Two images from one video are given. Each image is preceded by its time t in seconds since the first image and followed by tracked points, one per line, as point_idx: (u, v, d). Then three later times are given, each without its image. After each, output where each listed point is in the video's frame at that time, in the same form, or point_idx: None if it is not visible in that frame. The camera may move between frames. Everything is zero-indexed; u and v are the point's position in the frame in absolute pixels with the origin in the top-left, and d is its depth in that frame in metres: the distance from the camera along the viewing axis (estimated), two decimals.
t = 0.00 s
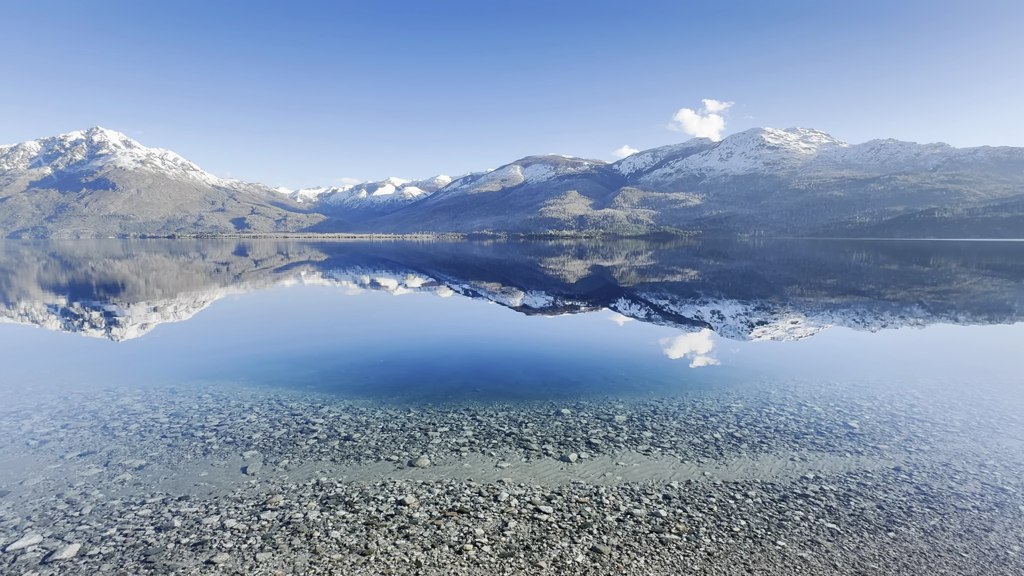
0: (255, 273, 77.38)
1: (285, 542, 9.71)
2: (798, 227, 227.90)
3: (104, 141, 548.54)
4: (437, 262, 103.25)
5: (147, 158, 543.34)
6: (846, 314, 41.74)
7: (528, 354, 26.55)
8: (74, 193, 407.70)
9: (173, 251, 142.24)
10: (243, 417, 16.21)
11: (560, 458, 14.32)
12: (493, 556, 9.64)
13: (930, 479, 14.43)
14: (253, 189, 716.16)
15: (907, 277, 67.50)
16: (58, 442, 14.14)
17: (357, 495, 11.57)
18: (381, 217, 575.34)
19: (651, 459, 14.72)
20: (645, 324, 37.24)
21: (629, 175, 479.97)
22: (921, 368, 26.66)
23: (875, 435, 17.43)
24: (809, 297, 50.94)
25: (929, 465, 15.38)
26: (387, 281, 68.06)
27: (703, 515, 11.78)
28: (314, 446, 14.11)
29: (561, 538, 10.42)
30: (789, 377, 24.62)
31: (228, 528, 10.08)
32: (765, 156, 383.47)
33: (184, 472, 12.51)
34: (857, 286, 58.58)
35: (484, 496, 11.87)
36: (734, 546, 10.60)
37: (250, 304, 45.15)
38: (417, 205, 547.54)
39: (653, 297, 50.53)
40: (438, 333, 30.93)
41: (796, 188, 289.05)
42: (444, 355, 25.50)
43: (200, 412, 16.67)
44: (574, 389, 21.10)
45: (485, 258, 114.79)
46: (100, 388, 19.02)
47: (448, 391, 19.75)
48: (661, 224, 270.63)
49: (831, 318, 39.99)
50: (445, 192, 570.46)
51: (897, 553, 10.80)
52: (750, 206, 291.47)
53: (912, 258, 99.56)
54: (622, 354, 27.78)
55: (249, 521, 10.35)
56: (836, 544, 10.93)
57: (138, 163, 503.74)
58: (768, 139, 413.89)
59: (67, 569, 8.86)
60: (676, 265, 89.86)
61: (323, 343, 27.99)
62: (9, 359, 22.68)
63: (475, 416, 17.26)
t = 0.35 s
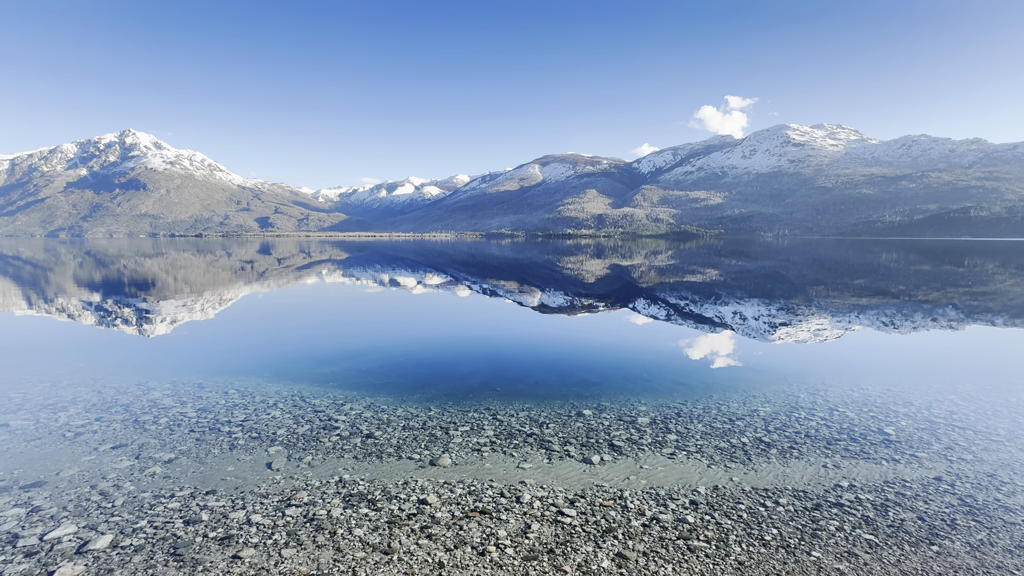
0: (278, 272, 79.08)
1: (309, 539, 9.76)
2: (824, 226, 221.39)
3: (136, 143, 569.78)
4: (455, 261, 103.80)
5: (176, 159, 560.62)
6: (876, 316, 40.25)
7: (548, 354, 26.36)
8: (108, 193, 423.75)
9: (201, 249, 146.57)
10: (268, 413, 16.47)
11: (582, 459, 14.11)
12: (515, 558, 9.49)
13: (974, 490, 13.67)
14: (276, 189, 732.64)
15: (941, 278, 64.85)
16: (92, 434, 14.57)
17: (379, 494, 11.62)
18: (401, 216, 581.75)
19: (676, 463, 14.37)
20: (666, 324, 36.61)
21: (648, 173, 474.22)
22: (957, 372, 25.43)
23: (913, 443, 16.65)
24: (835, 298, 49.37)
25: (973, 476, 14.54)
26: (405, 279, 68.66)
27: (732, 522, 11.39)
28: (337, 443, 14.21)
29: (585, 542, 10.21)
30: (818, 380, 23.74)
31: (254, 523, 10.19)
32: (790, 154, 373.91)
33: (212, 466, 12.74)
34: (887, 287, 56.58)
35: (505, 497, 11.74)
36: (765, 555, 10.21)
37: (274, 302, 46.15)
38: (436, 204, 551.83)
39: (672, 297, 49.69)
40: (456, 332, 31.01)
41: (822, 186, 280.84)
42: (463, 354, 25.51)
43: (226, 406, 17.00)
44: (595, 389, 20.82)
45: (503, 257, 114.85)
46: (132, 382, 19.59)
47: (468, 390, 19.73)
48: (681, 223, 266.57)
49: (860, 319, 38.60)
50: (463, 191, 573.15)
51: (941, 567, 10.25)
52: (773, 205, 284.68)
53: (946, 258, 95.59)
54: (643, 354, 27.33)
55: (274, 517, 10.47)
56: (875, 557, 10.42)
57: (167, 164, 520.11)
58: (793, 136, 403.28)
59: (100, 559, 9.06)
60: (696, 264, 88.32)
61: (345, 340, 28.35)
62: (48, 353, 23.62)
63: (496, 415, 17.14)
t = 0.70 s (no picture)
0: (300, 270, 80.70)
1: (327, 536, 9.85)
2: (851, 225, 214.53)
3: (166, 146, 589.18)
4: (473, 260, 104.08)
5: (203, 161, 577.66)
6: (907, 318, 38.74)
7: (565, 354, 26.14)
8: (139, 194, 439.62)
9: (227, 248, 150.72)
10: (288, 409, 16.73)
11: (601, 462, 13.91)
12: (532, 562, 9.36)
13: (1017, 503, 12.92)
14: (298, 189, 748.37)
15: (977, 279, 62.03)
16: (120, 427, 15.04)
17: (396, 492, 11.68)
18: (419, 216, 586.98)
19: (697, 467, 14.04)
20: (685, 325, 35.96)
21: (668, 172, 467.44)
22: (996, 378, 24.19)
23: (949, 451, 15.88)
24: (864, 299, 47.72)
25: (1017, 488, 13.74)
26: (424, 278, 69.18)
27: (757, 531, 11.02)
28: (355, 441, 14.36)
29: (604, 546, 10.02)
30: (846, 385, 22.89)
31: (274, 519, 10.35)
32: (815, 151, 363.50)
33: (234, 460, 13.00)
34: (918, 288, 54.44)
35: (523, 499, 11.65)
36: (791, 567, 9.83)
37: (296, 300, 47.04)
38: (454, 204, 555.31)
39: (692, 297, 48.81)
40: (473, 331, 31.04)
41: (849, 184, 272.10)
42: (480, 353, 25.51)
43: (249, 402, 17.34)
44: (613, 390, 20.54)
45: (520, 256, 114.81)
46: (159, 377, 20.22)
47: (485, 389, 19.68)
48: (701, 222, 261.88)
49: (889, 321, 37.20)
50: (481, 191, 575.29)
51: None
52: (798, 203, 277.13)
53: (983, 258, 91.40)
54: (662, 355, 26.85)
55: (293, 513, 10.61)
56: (910, 572, 9.93)
57: (195, 165, 535.69)
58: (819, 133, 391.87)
59: (126, 551, 9.30)
60: (717, 264, 86.69)
61: (363, 338, 28.67)
62: (81, 348, 24.58)
63: (513, 415, 17.08)
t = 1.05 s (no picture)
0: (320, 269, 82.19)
1: (347, 533, 9.97)
2: (880, 224, 207.48)
3: (194, 148, 607.78)
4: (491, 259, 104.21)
5: (229, 162, 593.76)
6: (938, 320, 37.23)
7: (583, 354, 25.95)
8: (169, 194, 454.65)
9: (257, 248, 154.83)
10: (309, 407, 17.05)
11: (619, 465, 13.73)
12: (549, 565, 9.28)
13: None
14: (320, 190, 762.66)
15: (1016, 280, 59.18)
16: (150, 422, 15.56)
17: (414, 491, 11.79)
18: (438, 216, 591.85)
19: (718, 472, 13.75)
20: (706, 326, 35.30)
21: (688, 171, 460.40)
22: None
23: (985, 462, 15.14)
24: (893, 301, 46.07)
25: None
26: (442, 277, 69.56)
27: (781, 540, 10.70)
28: (374, 439, 14.53)
29: (622, 551, 9.89)
30: (875, 390, 22.04)
31: (295, 515, 10.55)
32: (843, 148, 352.67)
33: (257, 456, 13.29)
34: (952, 290, 52.30)
35: (540, 501, 11.59)
36: None
37: (317, 298, 47.91)
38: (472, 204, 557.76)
39: (712, 298, 47.89)
40: (490, 331, 31.10)
41: (879, 182, 263.11)
42: (498, 352, 25.54)
43: (271, 399, 17.71)
44: (631, 392, 20.27)
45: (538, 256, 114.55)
46: (187, 373, 20.86)
47: (502, 389, 19.70)
48: (722, 222, 257.05)
49: (920, 324, 35.81)
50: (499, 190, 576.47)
51: None
52: (824, 202, 269.43)
53: None
54: (681, 357, 26.40)
55: (314, 509, 10.80)
56: None
57: (221, 166, 551.17)
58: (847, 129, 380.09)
59: (154, 542, 9.58)
60: (739, 264, 84.98)
61: (383, 337, 29.03)
62: (115, 344, 25.52)
63: (530, 416, 17.03)
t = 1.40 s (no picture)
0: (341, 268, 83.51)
1: (367, 528, 10.13)
2: (911, 224, 200.20)
3: (221, 150, 625.75)
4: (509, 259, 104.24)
5: (253, 163, 608.67)
6: (973, 324, 35.70)
7: (601, 355, 25.79)
8: (196, 195, 468.83)
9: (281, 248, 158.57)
10: (331, 403, 17.36)
11: (638, 467, 13.59)
12: (567, 566, 9.24)
13: None
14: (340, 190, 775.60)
15: None
16: (179, 416, 16.05)
17: (433, 489, 11.89)
18: (456, 216, 595.47)
19: (740, 477, 13.48)
20: (727, 328, 34.65)
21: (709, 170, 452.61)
22: None
23: None
24: (925, 303, 44.40)
25: None
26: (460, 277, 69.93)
27: (807, 548, 10.39)
28: (394, 437, 14.72)
29: (641, 554, 9.76)
30: (905, 396, 21.24)
31: (318, 509, 10.76)
32: (871, 145, 341.61)
33: (281, 451, 13.61)
34: (989, 292, 50.14)
35: (558, 501, 11.56)
36: None
37: (338, 297, 48.77)
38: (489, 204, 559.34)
39: (734, 299, 46.94)
40: (508, 331, 31.14)
41: (910, 180, 253.93)
42: (516, 352, 25.55)
43: (294, 396, 18.09)
44: (650, 394, 20.05)
45: (556, 255, 114.14)
46: (214, 368, 21.46)
47: (520, 389, 19.72)
48: (744, 221, 251.92)
49: (953, 328, 34.37)
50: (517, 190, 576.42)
51: None
52: (851, 201, 261.39)
53: None
54: (702, 359, 25.97)
55: (336, 504, 10.99)
56: None
57: (246, 168, 565.58)
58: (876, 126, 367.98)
59: (183, 533, 9.87)
60: (762, 265, 83.17)
61: (402, 336, 29.37)
62: (146, 340, 26.44)
63: (548, 416, 16.98)
